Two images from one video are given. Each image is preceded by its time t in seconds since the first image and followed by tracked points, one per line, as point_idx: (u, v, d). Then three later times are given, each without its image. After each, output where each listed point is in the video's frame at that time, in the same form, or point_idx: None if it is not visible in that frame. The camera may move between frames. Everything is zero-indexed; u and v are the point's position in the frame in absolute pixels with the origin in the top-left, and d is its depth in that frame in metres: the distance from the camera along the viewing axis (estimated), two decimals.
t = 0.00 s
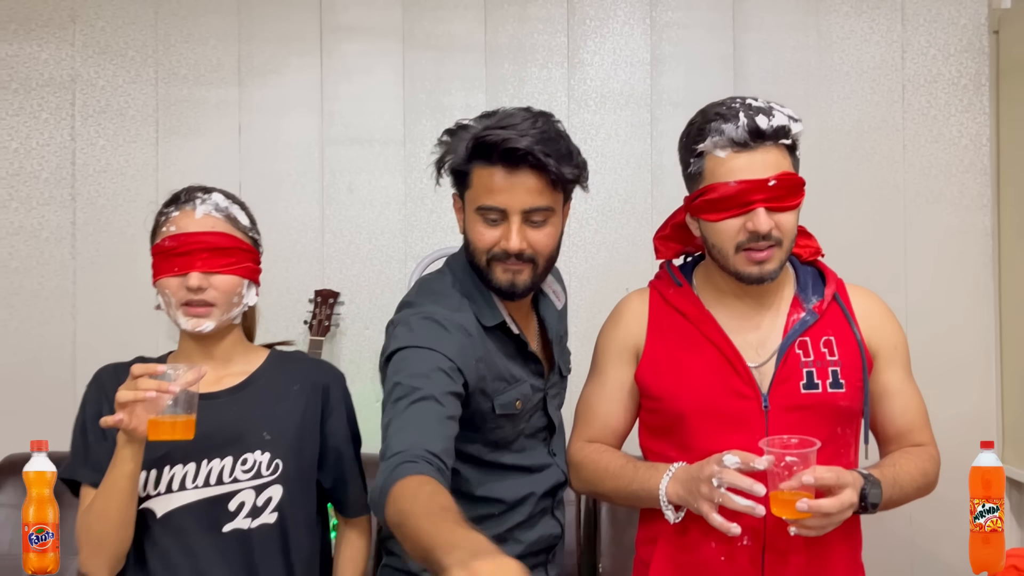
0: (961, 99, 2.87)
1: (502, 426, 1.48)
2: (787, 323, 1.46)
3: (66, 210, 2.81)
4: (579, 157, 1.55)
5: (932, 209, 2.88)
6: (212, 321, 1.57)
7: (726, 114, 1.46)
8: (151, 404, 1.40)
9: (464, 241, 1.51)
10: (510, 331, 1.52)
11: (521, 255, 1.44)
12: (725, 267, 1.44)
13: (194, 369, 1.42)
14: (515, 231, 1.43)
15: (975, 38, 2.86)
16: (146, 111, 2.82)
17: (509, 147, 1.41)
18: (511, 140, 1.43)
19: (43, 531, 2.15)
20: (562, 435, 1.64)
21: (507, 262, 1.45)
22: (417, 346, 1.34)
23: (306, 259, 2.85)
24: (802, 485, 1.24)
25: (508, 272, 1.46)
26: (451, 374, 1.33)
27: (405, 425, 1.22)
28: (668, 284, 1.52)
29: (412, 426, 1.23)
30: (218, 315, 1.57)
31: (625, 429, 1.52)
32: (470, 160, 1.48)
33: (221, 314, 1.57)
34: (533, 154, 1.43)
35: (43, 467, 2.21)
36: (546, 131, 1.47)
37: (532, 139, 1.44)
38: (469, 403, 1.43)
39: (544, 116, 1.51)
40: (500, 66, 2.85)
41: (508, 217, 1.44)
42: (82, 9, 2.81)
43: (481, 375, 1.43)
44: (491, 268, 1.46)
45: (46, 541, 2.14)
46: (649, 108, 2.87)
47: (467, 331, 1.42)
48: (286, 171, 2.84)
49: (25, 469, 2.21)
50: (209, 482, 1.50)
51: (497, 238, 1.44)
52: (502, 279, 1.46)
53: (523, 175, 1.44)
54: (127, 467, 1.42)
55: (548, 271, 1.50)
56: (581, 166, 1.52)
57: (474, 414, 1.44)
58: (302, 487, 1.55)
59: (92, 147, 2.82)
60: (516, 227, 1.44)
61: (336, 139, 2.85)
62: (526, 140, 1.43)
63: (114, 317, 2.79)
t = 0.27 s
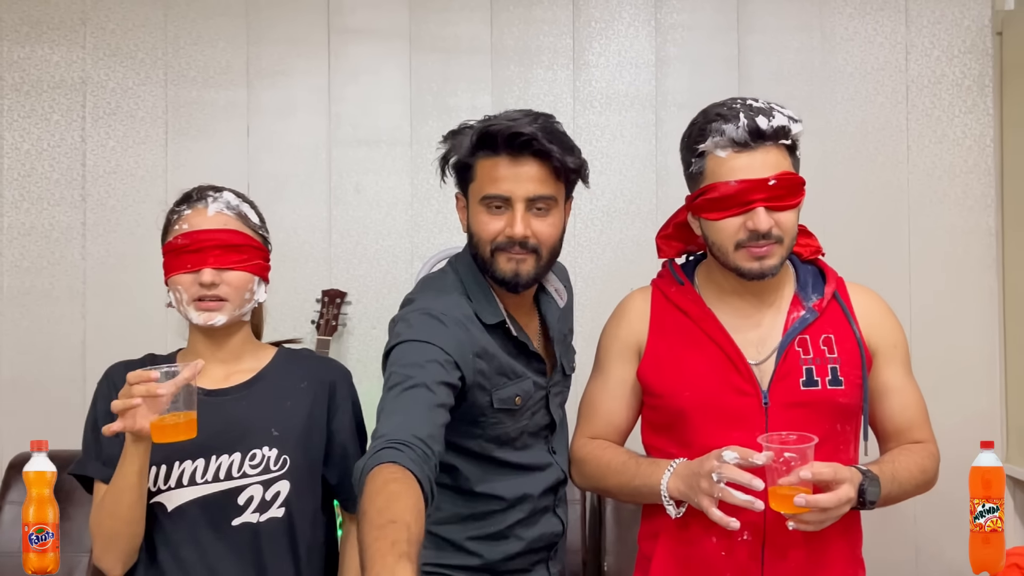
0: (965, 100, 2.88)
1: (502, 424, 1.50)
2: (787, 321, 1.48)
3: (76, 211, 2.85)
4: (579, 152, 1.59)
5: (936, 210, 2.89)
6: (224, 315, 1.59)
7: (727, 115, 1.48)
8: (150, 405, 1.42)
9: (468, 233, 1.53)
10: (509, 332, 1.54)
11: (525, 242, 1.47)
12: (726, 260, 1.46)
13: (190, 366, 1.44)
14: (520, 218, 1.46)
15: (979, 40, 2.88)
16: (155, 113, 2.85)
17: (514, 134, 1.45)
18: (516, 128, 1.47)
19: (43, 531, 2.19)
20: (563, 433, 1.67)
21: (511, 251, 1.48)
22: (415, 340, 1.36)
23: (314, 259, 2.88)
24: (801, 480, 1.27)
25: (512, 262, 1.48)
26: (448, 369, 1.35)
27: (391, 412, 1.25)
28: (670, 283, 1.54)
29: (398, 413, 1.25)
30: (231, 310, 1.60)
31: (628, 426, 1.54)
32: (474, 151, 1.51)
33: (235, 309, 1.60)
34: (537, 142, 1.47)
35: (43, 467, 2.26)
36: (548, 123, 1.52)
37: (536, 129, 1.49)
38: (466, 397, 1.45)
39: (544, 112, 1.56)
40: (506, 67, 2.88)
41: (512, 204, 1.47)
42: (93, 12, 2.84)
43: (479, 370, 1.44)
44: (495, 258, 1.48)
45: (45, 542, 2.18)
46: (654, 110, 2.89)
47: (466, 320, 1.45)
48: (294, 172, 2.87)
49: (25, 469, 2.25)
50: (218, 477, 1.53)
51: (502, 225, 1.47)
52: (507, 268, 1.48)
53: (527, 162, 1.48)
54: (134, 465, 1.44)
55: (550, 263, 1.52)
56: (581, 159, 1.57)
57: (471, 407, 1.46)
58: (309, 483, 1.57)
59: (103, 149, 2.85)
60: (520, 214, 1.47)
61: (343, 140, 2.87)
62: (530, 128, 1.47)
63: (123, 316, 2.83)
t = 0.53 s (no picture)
0: (971, 100, 2.88)
1: (501, 409, 1.51)
2: (789, 318, 1.48)
3: (84, 211, 2.87)
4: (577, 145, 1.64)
5: (942, 210, 2.89)
6: (230, 309, 1.60)
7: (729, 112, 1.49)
8: (143, 409, 1.40)
9: (469, 220, 1.57)
10: (508, 322, 1.55)
11: (523, 226, 1.51)
12: (728, 261, 1.46)
13: (182, 374, 1.42)
14: (517, 202, 1.50)
15: (984, 40, 2.87)
16: (163, 113, 2.87)
17: (512, 119, 1.50)
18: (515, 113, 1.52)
19: (43, 531, 2.24)
20: (567, 426, 1.67)
21: (509, 235, 1.51)
22: (408, 319, 1.38)
23: (320, 259, 2.89)
24: (802, 477, 1.27)
25: (510, 246, 1.52)
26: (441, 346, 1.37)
27: (383, 383, 1.24)
28: (673, 280, 1.55)
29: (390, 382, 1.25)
30: (238, 305, 1.61)
31: (631, 424, 1.54)
32: (475, 139, 1.56)
33: (240, 304, 1.61)
34: (536, 128, 1.52)
35: (44, 467, 2.30)
36: (547, 112, 1.57)
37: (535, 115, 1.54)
38: (462, 378, 1.47)
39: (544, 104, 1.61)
40: (511, 68, 2.89)
41: (511, 188, 1.52)
42: (101, 14, 2.86)
43: (474, 352, 1.46)
44: (494, 242, 1.52)
45: (45, 542, 2.23)
46: (660, 110, 2.89)
47: (462, 304, 1.48)
48: (300, 173, 2.88)
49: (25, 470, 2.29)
50: (223, 473, 1.54)
51: (500, 209, 1.51)
52: (505, 252, 1.52)
53: (525, 147, 1.52)
54: (133, 465, 1.45)
55: (549, 249, 1.55)
56: (580, 149, 1.61)
57: (467, 389, 1.48)
58: (313, 479, 1.58)
59: (110, 149, 2.87)
60: (519, 197, 1.51)
61: (349, 140, 2.88)
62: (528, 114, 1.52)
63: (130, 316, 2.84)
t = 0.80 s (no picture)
0: (977, 103, 2.87)
1: (502, 388, 1.56)
2: (795, 322, 1.48)
3: (91, 214, 2.87)
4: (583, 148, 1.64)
5: (949, 214, 2.88)
6: (235, 312, 1.60)
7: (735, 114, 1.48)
8: (147, 417, 1.40)
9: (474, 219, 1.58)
10: (509, 310, 1.61)
11: (524, 223, 1.51)
12: (734, 264, 1.46)
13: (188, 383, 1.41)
14: (520, 199, 1.51)
15: (991, 43, 2.86)
16: (169, 117, 2.88)
17: (517, 118, 1.52)
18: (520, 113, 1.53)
19: (41, 532, 2.27)
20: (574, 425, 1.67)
21: (512, 232, 1.51)
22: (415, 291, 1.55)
23: (326, 262, 2.89)
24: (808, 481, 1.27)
25: (513, 243, 1.52)
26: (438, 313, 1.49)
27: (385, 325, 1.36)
28: (679, 284, 1.55)
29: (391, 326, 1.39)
30: (243, 307, 1.61)
31: (636, 427, 1.54)
32: (482, 139, 1.58)
33: (245, 307, 1.61)
34: (540, 127, 1.53)
35: (42, 468, 2.35)
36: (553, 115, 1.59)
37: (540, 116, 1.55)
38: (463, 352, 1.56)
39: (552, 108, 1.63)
40: (517, 72, 2.89)
41: (514, 186, 1.53)
42: (108, 18, 2.87)
43: (473, 326, 1.57)
44: (497, 240, 1.52)
45: (45, 542, 2.26)
46: (666, 113, 2.89)
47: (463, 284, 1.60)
48: (306, 176, 2.89)
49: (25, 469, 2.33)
50: (228, 476, 1.53)
51: (503, 206, 1.51)
52: (508, 249, 1.51)
53: (529, 147, 1.53)
54: (139, 472, 1.45)
55: (551, 248, 1.54)
56: (585, 152, 1.62)
57: (472, 365, 1.56)
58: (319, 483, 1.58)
59: (117, 153, 2.88)
60: (522, 195, 1.52)
61: (355, 144, 2.89)
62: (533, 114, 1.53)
63: (137, 320, 2.85)
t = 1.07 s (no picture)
0: (985, 107, 2.86)
1: (505, 381, 1.56)
2: (805, 326, 1.47)
3: (99, 218, 2.88)
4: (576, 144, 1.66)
5: (957, 217, 2.87)
6: (244, 315, 1.60)
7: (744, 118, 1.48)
8: (154, 421, 1.40)
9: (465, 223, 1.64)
10: (509, 302, 1.62)
11: (495, 225, 1.55)
12: (744, 266, 1.45)
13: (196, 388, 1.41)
14: (489, 203, 1.56)
15: (999, 46, 2.85)
16: (177, 121, 2.89)
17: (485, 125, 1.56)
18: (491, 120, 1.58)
19: (42, 531, 2.29)
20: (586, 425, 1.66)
21: (486, 234, 1.56)
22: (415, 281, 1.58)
23: (333, 266, 2.89)
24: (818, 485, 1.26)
25: (489, 245, 1.57)
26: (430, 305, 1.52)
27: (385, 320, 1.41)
28: (687, 288, 1.54)
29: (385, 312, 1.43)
30: (252, 309, 1.61)
31: (646, 431, 1.53)
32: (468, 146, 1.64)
33: (254, 309, 1.61)
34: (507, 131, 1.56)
35: (42, 468, 2.35)
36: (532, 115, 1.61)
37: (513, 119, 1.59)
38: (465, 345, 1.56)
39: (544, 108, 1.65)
40: (524, 76, 2.89)
41: (487, 191, 1.57)
42: (116, 23, 2.88)
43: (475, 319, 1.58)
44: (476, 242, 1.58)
45: (45, 542, 2.28)
46: (672, 117, 2.88)
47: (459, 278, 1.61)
48: (313, 180, 2.89)
49: (25, 470, 2.33)
50: (237, 481, 1.54)
51: (477, 210, 1.56)
52: (484, 251, 1.57)
53: (500, 151, 1.58)
54: (147, 478, 1.44)
55: (530, 247, 1.58)
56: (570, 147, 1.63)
57: (474, 357, 1.56)
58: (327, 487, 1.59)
59: (125, 157, 2.88)
60: (493, 199, 1.56)
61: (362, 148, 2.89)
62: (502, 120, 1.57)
63: (144, 323, 2.85)
